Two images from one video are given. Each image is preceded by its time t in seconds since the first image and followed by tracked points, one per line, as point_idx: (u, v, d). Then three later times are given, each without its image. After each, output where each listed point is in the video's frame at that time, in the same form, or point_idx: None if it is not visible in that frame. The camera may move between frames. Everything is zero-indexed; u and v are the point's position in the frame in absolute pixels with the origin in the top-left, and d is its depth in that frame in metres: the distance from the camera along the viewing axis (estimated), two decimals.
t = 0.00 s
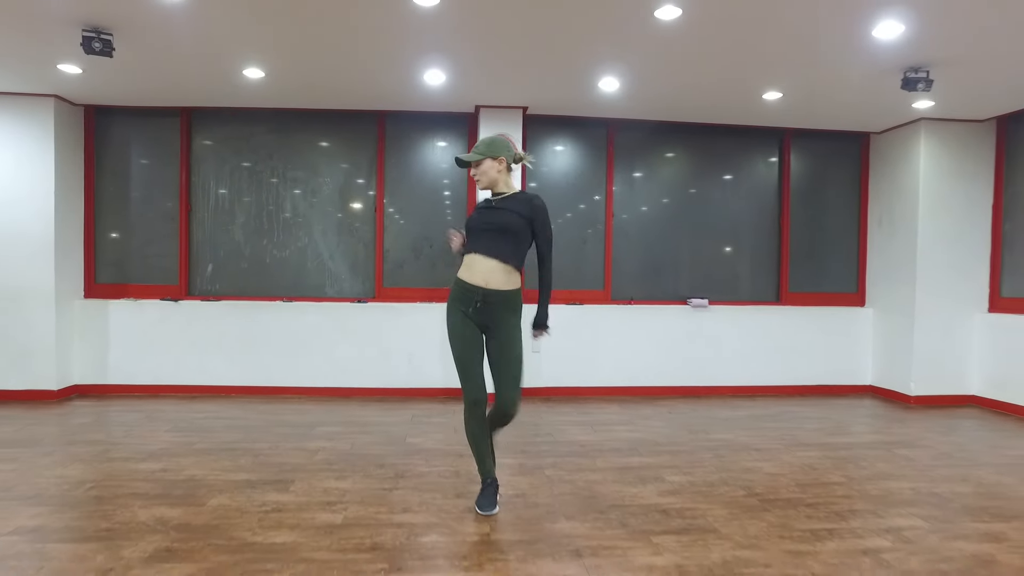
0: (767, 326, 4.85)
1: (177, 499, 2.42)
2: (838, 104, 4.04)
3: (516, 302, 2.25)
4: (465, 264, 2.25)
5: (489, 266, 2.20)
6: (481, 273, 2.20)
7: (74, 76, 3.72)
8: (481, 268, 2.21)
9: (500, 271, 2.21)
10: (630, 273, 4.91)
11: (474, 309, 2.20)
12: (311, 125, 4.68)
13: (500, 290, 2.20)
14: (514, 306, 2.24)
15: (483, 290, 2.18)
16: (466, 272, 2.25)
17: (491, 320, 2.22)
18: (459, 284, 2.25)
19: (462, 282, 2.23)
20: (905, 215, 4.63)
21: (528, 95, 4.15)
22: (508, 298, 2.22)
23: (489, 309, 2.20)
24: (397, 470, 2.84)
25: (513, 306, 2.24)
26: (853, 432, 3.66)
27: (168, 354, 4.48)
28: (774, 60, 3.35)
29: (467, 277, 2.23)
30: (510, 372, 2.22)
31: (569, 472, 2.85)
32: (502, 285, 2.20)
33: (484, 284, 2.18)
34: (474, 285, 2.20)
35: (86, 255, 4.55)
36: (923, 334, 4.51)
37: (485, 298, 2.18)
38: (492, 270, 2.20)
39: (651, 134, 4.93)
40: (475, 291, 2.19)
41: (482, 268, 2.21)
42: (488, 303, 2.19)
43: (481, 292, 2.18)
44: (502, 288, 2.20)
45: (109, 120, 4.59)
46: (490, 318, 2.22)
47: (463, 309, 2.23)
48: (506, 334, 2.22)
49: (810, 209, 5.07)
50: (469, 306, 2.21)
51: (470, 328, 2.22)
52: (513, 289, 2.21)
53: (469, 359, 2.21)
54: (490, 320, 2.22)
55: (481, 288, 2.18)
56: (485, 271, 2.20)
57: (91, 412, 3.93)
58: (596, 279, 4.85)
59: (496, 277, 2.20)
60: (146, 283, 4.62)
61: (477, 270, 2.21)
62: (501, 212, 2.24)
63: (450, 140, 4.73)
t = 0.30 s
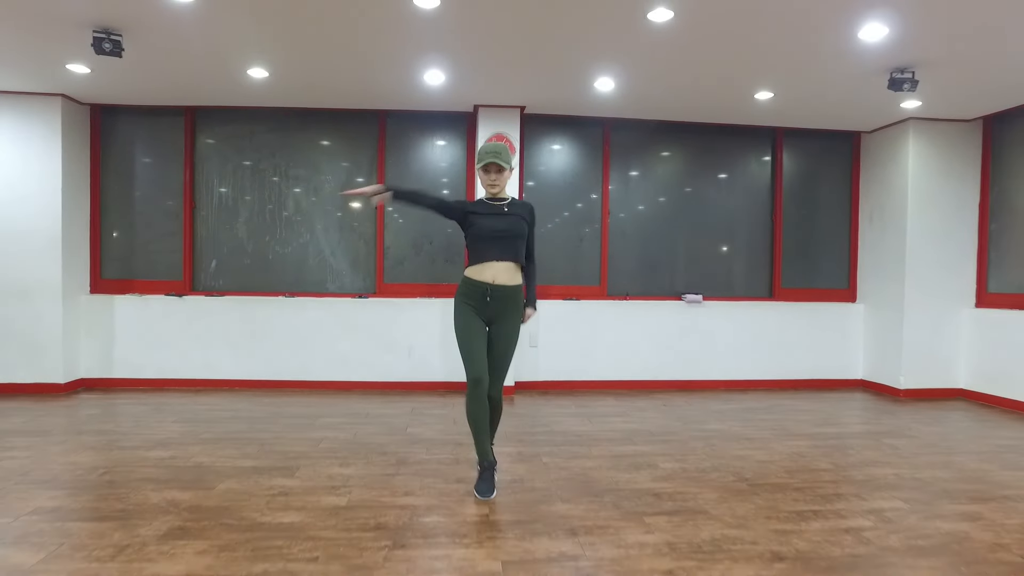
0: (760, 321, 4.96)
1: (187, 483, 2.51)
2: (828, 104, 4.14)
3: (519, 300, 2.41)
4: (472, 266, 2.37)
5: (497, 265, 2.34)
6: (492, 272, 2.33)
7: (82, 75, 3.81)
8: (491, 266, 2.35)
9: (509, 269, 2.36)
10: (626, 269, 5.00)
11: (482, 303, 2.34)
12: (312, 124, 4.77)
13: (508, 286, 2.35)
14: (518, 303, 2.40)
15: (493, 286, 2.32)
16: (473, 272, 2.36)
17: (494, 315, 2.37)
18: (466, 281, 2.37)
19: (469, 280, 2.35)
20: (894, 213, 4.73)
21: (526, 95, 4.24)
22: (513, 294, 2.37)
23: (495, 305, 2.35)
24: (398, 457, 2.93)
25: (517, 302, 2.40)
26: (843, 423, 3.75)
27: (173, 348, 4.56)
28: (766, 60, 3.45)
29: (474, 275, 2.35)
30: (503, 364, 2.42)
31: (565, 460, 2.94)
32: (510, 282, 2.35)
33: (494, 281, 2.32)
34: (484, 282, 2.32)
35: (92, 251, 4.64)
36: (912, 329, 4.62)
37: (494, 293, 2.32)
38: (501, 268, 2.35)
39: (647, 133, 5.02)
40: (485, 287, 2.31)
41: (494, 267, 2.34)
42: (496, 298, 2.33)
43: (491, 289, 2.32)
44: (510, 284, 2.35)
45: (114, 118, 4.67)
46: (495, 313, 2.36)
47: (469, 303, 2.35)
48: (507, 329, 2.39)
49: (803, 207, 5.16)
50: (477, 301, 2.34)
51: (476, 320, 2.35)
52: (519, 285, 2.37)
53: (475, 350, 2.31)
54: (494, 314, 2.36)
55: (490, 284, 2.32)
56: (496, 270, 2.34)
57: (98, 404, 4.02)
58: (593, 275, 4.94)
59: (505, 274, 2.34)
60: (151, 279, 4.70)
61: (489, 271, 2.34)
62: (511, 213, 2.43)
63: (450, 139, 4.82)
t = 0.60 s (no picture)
0: (754, 316, 5.06)
1: (198, 468, 2.61)
2: (819, 104, 4.25)
3: (507, 292, 2.79)
4: (463, 264, 2.79)
5: (482, 262, 2.74)
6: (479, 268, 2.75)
7: (91, 74, 3.91)
8: (477, 264, 2.76)
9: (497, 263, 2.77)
10: (622, 266, 5.10)
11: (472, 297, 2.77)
12: (315, 123, 4.87)
13: (494, 280, 2.76)
14: (505, 295, 2.78)
15: (479, 280, 2.74)
16: (465, 270, 2.79)
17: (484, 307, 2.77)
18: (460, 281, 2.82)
19: (461, 280, 2.80)
20: (884, 210, 4.84)
21: (524, 95, 4.34)
22: (499, 286, 2.76)
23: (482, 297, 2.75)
24: (400, 444, 3.04)
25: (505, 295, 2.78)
26: (832, 414, 3.86)
27: (178, 342, 4.66)
28: (756, 61, 3.56)
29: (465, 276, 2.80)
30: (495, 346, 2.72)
31: (561, 447, 3.04)
32: (495, 275, 2.76)
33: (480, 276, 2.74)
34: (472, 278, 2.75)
35: (99, 247, 4.73)
36: (901, 323, 4.72)
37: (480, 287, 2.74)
38: (487, 265, 2.76)
39: (642, 132, 5.13)
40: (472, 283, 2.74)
41: (481, 264, 2.75)
42: (482, 292, 2.75)
43: (475, 283, 2.74)
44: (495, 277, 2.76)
45: (121, 117, 4.77)
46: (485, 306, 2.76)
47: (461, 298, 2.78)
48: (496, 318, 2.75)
49: (795, 204, 5.27)
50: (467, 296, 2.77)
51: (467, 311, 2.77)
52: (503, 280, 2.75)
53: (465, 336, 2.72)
54: (484, 306, 2.76)
55: (475, 279, 2.74)
56: (484, 266, 2.75)
57: (106, 396, 4.12)
58: (590, 270, 5.04)
59: (490, 269, 2.76)
60: (157, 274, 4.80)
61: (477, 266, 2.76)
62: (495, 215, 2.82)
63: (449, 138, 4.92)
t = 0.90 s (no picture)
0: (748, 309, 5.14)
1: (201, 451, 2.68)
2: (811, 99, 4.32)
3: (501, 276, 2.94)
4: (460, 253, 2.92)
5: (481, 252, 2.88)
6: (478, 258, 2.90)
7: (95, 69, 3.97)
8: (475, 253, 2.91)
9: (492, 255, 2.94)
10: (619, 260, 5.16)
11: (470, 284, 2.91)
12: (315, 119, 4.93)
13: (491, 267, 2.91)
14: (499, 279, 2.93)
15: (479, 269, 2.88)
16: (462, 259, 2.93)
17: (482, 292, 2.92)
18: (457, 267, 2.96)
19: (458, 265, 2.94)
20: (876, 205, 4.91)
21: (522, 91, 4.41)
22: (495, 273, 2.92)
23: (481, 283, 2.90)
24: (399, 430, 3.10)
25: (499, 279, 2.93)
26: (824, 404, 3.93)
27: (180, 334, 4.72)
28: (748, 57, 3.63)
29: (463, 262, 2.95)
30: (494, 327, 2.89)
31: (557, 433, 3.11)
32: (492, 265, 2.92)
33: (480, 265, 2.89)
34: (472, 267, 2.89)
35: (102, 241, 4.79)
36: (893, 315, 4.80)
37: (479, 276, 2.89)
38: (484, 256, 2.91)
39: (638, 128, 5.20)
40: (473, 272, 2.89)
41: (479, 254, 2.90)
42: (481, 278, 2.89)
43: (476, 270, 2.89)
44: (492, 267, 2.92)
45: (124, 113, 4.83)
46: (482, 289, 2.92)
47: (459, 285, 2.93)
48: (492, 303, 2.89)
49: (789, 199, 5.34)
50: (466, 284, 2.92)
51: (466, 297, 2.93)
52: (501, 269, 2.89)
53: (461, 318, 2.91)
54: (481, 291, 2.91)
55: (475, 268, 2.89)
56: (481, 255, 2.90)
57: (109, 387, 4.18)
58: (586, 264, 5.10)
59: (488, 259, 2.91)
60: (159, 268, 4.86)
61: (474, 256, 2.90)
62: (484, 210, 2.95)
63: (448, 135, 4.99)
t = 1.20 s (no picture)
0: (745, 302, 5.18)
1: (204, 436, 2.71)
2: (807, 92, 4.35)
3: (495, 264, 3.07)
4: (456, 241, 3.07)
5: (476, 240, 3.03)
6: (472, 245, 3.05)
7: (97, 61, 4.00)
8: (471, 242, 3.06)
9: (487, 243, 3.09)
10: (617, 253, 5.20)
11: (466, 273, 3.05)
12: (315, 114, 4.96)
13: (485, 256, 3.05)
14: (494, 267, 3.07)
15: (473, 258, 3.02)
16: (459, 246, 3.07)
17: (477, 280, 3.06)
18: (453, 255, 3.08)
19: (454, 252, 3.07)
20: (870, 197, 4.96)
21: (521, 84, 4.45)
22: (490, 262, 3.05)
23: (477, 272, 3.04)
24: (399, 416, 3.14)
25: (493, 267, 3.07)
26: (819, 393, 3.97)
27: (181, 326, 4.75)
28: (744, 50, 3.67)
29: (459, 250, 3.08)
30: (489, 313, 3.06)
31: (555, 419, 3.15)
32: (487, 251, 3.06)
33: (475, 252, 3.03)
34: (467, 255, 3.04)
35: (103, 233, 4.82)
36: (888, 307, 4.84)
37: (474, 266, 3.03)
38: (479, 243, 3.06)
39: (636, 123, 5.23)
40: (468, 260, 3.03)
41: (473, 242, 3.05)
42: (476, 268, 3.04)
43: (471, 260, 3.02)
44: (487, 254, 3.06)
45: (126, 107, 4.87)
46: (478, 276, 3.06)
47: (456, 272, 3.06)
48: (489, 289, 3.04)
49: (785, 193, 5.38)
50: (462, 271, 3.05)
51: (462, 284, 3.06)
52: (498, 258, 3.04)
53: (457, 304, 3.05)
54: (476, 280, 3.05)
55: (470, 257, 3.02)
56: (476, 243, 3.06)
57: (110, 377, 4.21)
58: (584, 257, 5.13)
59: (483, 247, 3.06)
60: (159, 260, 4.88)
61: (468, 242, 3.05)
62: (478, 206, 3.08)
63: (447, 130, 5.03)
